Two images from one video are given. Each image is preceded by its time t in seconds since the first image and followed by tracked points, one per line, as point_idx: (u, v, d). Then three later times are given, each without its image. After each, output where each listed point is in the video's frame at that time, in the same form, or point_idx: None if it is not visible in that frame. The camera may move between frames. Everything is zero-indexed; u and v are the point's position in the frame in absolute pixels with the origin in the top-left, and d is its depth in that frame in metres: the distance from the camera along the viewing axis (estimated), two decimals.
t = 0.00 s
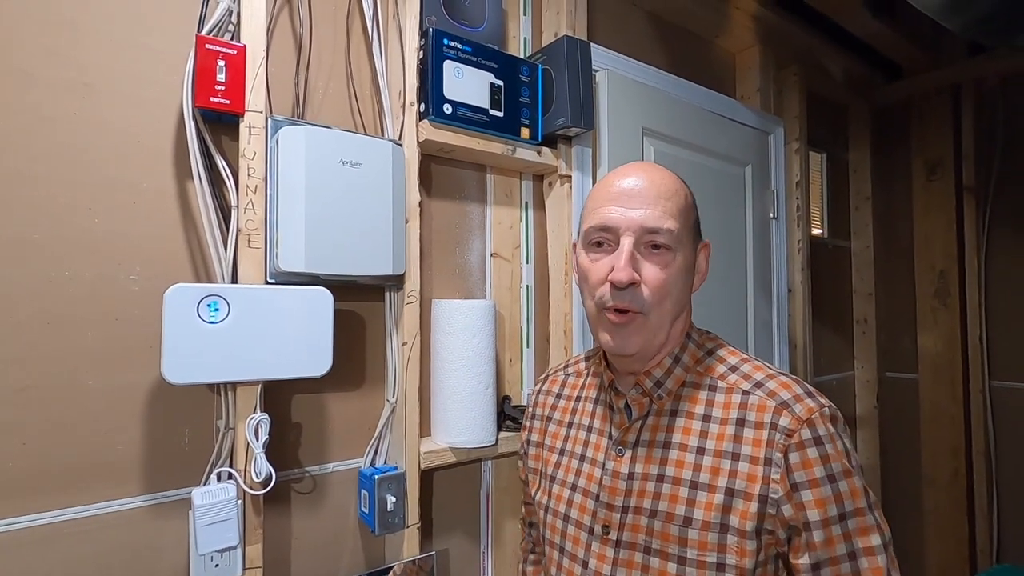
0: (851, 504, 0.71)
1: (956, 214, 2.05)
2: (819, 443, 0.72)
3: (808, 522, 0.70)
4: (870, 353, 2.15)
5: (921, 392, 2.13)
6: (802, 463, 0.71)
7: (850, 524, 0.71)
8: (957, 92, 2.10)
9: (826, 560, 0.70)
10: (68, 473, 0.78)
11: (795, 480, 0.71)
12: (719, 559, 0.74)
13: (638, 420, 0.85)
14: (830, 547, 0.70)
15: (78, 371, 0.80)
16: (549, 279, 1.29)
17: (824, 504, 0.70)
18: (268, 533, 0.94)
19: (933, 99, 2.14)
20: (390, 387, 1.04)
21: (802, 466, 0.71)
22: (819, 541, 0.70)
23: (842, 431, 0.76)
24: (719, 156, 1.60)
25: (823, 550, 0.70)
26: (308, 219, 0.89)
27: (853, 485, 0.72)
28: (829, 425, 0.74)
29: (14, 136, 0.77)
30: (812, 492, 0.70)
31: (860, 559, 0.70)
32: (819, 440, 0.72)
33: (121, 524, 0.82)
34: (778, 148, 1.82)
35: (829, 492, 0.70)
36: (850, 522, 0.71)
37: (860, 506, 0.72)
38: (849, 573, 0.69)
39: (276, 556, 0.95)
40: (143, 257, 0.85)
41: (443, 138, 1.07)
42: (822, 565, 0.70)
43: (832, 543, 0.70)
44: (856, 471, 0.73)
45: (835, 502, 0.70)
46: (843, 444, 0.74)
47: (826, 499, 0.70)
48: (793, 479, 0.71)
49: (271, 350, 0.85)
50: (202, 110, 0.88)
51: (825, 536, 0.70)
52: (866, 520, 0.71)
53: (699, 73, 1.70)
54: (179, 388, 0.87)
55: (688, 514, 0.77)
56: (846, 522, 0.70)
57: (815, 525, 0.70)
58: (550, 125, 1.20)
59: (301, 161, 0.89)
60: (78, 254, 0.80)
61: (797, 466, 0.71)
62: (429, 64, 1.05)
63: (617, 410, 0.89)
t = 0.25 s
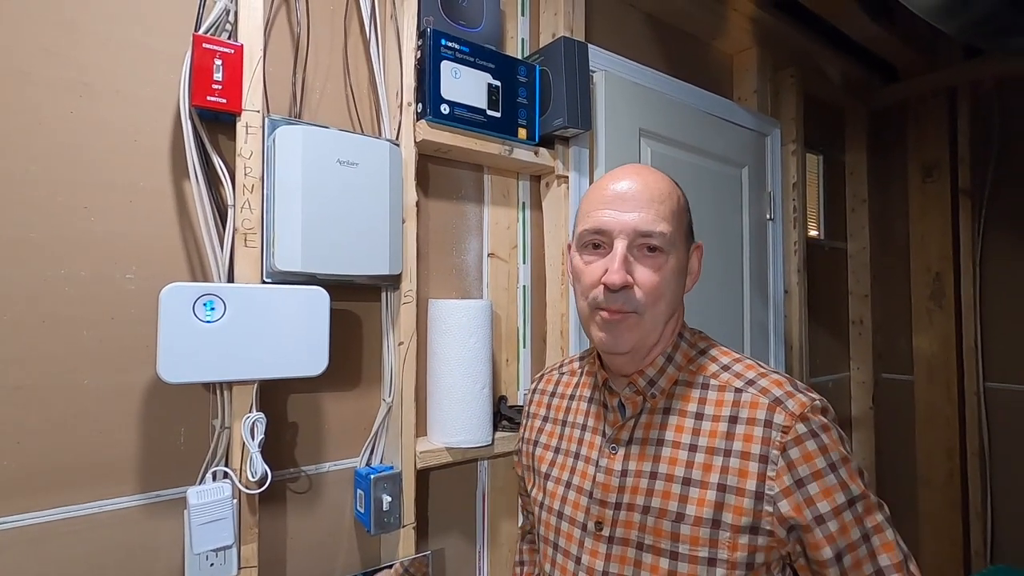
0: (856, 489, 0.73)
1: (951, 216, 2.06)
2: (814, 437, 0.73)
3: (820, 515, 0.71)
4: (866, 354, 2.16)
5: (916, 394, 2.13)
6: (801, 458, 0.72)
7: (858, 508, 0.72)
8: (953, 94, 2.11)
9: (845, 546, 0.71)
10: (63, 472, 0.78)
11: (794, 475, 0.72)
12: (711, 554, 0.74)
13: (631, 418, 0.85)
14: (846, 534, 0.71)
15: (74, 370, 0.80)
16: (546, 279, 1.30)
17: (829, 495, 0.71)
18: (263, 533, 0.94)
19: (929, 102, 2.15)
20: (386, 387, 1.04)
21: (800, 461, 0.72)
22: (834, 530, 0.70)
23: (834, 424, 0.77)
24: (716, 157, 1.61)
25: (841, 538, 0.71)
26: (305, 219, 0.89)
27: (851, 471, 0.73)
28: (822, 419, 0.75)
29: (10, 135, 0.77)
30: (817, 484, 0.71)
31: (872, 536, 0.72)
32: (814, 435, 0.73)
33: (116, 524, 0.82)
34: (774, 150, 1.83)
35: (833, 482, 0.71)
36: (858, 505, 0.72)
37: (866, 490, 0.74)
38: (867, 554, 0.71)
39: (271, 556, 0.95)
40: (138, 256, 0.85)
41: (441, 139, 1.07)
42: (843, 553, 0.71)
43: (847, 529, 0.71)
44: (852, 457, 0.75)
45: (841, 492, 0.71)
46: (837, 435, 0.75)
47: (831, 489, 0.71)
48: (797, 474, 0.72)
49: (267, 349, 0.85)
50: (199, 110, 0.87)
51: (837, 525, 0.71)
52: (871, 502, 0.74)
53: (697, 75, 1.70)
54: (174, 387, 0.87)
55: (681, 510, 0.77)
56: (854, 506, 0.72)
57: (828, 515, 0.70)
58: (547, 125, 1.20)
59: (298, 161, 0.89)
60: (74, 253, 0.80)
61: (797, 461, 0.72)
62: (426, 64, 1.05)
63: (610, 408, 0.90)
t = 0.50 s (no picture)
0: (857, 481, 0.74)
1: (951, 216, 2.06)
2: (815, 434, 0.74)
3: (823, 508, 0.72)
4: (866, 354, 2.16)
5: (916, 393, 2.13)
6: (804, 455, 0.72)
7: (859, 499, 0.73)
8: (952, 94, 2.11)
9: (852, 539, 0.71)
10: (64, 471, 0.79)
11: (795, 472, 0.72)
12: (711, 550, 0.75)
13: (632, 416, 0.86)
14: (849, 526, 0.71)
15: (75, 370, 0.80)
16: (545, 279, 1.30)
17: (831, 489, 0.72)
18: (263, 532, 0.94)
19: (928, 102, 2.15)
20: (386, 387, 1.04)
21: (802, 458, 0.73)
22: (836, 523, 0.71)
23: (833, 421, 0.78)
24: (716, 157, 1.61)
25: (846, 531, 0.71)
26: (305, 219, 0.89)
27: (851, 466, 0.75)
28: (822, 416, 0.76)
29: (12, 135, 0.77)
30: (820, 480, 0.72)
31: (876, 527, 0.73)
32: (815, 431, 0.74)
33: (117, 523, 0.82)
34: (774, 150, 1.83)
35: (835, 476, 0.73)
36: (859, 497, 0.74)
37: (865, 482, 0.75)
38: (872, 543, 0.72)
39: (271, 555, 0.95)
40: (139, 257, 0.85)
41: (440, 139, 1.07)
42: (849, 545, 0.71)
43: (851, 520, 0.72)
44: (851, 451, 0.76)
45: (841, 485, 0.73)
46: (836, 431, 0.76)
47: (833, 483, 0.72)
48: (801, 470, 0.72)
49: (267, 349, 0.85)
50: (199, 110, 0.88)
51: (839, 518, 0.71)
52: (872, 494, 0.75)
53: (696, 75, 1.71)
54: (175, 387, 0.87)
55: (681, 507, 0.77)
56: (855, 497, 0.73)
57: (830, 508, 0.71)
58: (547, 126, 1.21)
59: (298, 161, 0.89)
60: (75, 253, 0.81)
61: (800, 458, 0.73)
62: (426, 65, 1.05)
63: (611, 407, 0.90)
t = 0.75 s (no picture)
0: (855, 482, 0.74)
1: (949, 216, 2.06)
2: (817, 432, 0.74)
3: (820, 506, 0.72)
4: (863, 353, 2.16)
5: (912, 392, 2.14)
6: (804, 453, 0.73)
7: (857, 500, 0.74)
8: (953, 94, 2.10)
9: (846, 538, 0.72)
10: (60, 463, 0.78)
11: (796, 469, 0.73)
12: (711, 545, 0.75)
13: (635, 411, 0.85)
14: (846, 525, 0.72)
15: (72, 361, 0.80)
16: (544, 274, 1.30)
17: (830, 487, 0.73)
18: (260, 525, 0.94)
19: (928, 102, 2.14)
20: (384, 380, 1.04)
21: (802, 456, 0.73)
22: (833, 522, 0.72)
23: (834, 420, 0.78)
24: (716, 154, 1.61)
25: (841, 529, 0.72)
26: (304, 211, 0.89)
27: (851, 466, 0.75)
28: (824, 415, 0.76)
29: (9, 124, 0.76)
30: (819, 478, 0.72)
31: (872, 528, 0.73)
32: (816, 430, 0.74)
33: (114, 514, 0.82)
34: (773, 147, 1.83)
35: (834, 475, 0.73)
36: (857, 497, 0.74)
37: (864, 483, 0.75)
38: (867, 542, 0.72)
39: (268, 548, 0.95)
40: (137, 248, 0.85)
41: (439, 133, 1.07)
42: (844, 544, 0.72)
43: (847, 520, 0.72)
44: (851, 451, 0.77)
45: (840, 484, 0.73)
46: (836, 430, 0.77)
47: (832, 482, 0.73)
48: (800, 468, 0.73)
49: (266, 342, 0.85)
50: (198, 101, 0.87)
51: (836, 517, 0.72)
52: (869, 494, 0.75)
53: (697, 72, 1.70)
54: (172, 379, 0.87)
55: (682, 502, 0.77)
56: (853, 498, 0.73)
57: (828, 507, 0.72)
58: (547, 121, 1.20)
59: (297, 153, 0.89)
60: (73, 244, 0.80)
61: (801, 456, 0.73)
62: (426, 58, 1.05)
63: (613, 402, 0.90)
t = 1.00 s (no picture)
0: (853, 484, 0.74)
1: (946, 212, 2.07)
2: (818, 431, 0.74)
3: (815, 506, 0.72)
4: (860, 349, 2.17)
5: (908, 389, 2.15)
6: (804, 451, 0.73)
7: (855, 503, 0.73)
8: (950, 91, 2.11)
9: (836, 538, 0.72)
10: (56, 458, 0.78)
11: (796, 467, 0.73)
12: (712, 540, 0.75)
13: (637, 408, 0.85)
14: (837, 526, 0.72)
15: (67, 357, 0.79)
16: (542, 270, 1.30)
17: (828, 487, 0.73)
18: (258, 520, 0.94)
19: (926, 98, 2.13)
20: (382, 376, 1.04)
21: (802, 453, 0.73)
22: (828, 521, 0.72)
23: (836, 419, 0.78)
24: (714, 150, 1.61)
25: (833, 528, 0.72)
26: (301, 207, 0.89)
27: (851, 467, 0.75)
28: (826, 413, 0.76)
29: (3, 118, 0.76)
30: (818, 477, 0.72)
31: (866, 533, 0.73)
32: (817, 429, 0.74)
33: (111, 510, 0.82)
34: (771, 144, 1.83)
35: (833, 475, 0.73)
36: (854, 501, 0.73)
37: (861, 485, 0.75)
38: (858, 548, 0.72)
39: (266, 543, 0.95)
40: (133, 243, 0.85)
41: (437, 128, 1.07)
42: (834, 544, 0.72)
43: (840, 522, 0.72)
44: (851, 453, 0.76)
45: (838, 484, 0.73)
46: (839, 430, 0.77)
47: (830, 481, 0.73)
48: (800, 466, 0.73)
49: (263, 338, 0.85)
50: (193, 96, 0.87)
51: (831, 517, 0.72)
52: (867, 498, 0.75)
53: (695, 67, 1.70)
54: (169, 375, 0.87)
55: (684, 498, 0.77)
56: (850, 501, 0.73)
57: (823, 507, 0.72)
58: (545, 116, 1.20)
59: (295, 148, 0.89)
60: (68, 239, 0.80)
61: (801, 453, 0.73)
62: (424, 53, 1.04)
63: (615, 398, 0.90)
